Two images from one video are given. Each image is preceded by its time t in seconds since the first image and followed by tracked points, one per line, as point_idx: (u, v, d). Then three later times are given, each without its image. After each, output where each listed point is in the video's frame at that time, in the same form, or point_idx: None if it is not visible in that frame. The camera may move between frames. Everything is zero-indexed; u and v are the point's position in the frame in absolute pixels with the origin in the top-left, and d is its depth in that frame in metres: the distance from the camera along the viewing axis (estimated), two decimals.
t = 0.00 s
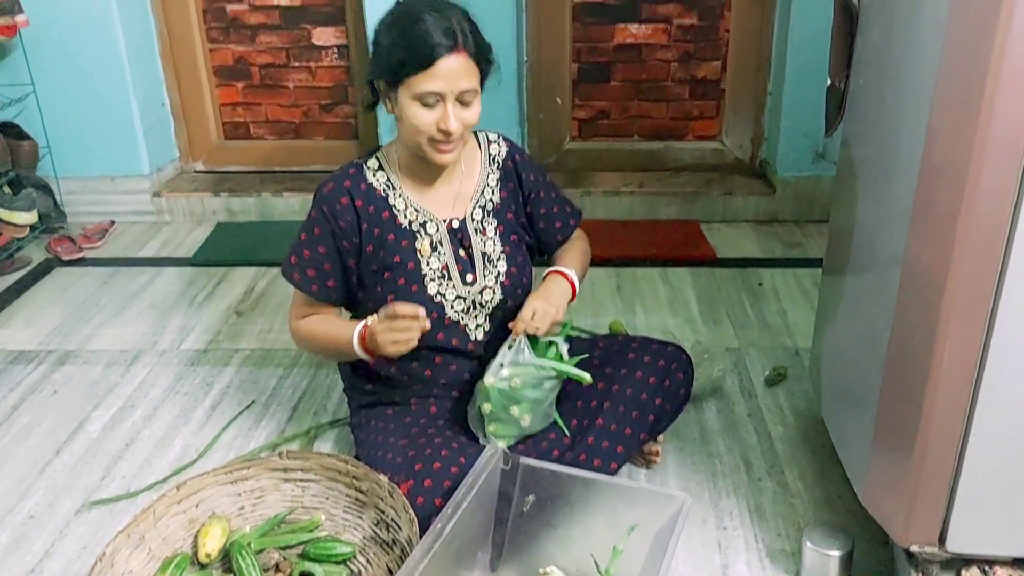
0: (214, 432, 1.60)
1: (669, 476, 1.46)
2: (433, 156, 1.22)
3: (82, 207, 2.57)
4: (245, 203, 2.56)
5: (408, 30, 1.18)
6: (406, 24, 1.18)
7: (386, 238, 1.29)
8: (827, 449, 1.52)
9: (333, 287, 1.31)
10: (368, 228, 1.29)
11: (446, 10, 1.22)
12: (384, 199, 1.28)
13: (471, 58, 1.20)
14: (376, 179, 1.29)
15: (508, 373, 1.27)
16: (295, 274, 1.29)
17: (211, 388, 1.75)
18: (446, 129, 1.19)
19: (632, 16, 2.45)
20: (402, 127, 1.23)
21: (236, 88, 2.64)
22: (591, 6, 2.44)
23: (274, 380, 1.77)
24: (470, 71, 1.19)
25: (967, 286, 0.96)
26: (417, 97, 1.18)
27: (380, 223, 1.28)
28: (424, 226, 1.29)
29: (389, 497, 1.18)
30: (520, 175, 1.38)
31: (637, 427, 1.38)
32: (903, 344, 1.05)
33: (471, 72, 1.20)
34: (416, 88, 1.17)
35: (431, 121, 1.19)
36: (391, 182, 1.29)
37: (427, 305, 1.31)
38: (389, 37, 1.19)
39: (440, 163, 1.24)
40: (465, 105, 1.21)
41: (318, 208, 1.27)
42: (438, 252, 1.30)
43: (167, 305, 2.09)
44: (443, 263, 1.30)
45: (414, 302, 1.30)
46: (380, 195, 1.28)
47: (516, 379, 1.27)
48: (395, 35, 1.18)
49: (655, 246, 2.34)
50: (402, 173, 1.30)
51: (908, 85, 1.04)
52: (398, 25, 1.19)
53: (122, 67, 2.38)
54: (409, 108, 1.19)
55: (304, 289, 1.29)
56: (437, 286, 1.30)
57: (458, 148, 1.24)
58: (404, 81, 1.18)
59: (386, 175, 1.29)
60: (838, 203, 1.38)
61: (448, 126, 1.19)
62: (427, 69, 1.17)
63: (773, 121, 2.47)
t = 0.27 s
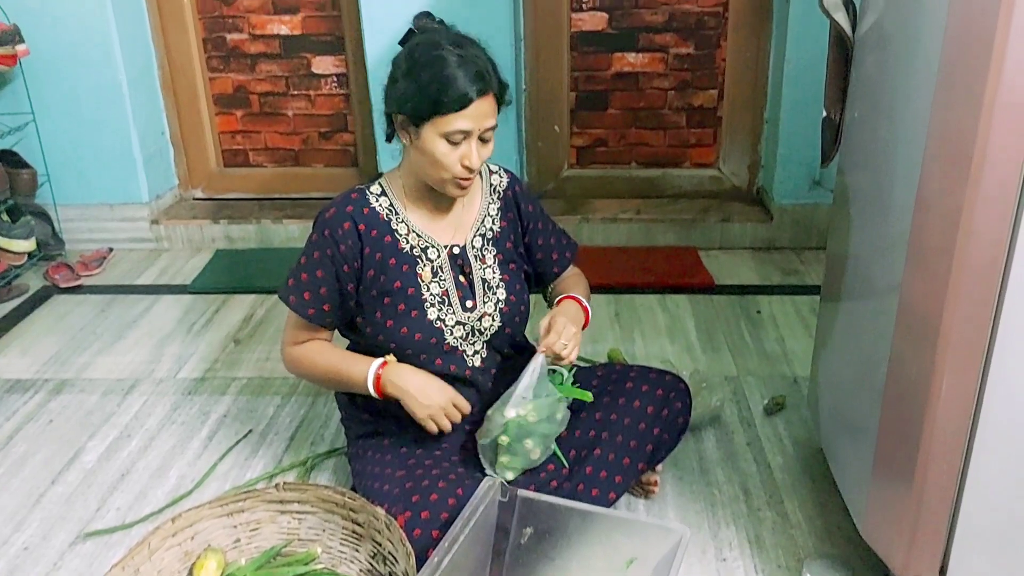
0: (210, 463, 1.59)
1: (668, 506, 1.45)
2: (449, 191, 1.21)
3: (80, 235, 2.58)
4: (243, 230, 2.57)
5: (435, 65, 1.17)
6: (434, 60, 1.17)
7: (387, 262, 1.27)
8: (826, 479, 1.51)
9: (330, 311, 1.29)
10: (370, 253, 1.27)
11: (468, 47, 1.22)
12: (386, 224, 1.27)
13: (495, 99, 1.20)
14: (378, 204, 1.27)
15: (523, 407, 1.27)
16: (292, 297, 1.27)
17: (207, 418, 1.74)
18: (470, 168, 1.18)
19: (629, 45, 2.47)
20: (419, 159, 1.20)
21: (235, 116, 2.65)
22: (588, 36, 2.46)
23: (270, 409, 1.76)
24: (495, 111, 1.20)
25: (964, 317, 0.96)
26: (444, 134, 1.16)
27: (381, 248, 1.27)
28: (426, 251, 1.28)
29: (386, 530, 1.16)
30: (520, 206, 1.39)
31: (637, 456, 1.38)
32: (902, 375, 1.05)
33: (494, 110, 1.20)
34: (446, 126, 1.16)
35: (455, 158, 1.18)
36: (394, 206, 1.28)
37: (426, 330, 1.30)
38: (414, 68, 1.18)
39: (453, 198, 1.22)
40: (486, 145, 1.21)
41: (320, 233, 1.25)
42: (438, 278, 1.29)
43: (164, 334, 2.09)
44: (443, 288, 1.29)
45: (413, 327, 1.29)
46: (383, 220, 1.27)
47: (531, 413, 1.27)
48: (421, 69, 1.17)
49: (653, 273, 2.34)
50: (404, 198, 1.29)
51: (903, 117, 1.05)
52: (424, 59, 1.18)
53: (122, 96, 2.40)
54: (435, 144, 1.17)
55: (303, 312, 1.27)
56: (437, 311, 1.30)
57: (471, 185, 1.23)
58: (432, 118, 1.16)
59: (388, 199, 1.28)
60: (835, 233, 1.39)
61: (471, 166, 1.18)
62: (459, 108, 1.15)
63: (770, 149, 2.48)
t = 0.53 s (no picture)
0: (208, 471, 1.59)
1: (667, 515, 1.44)
2: (453, 199, 1.22)
3: (79, 243, 2.58)
4: (242, 239, 2.57)
5: (437, 79, 1.15)
6: (436, 73, 1.16)
7: (390, 267, 1.27)
8: (826, 488, 1.51)
9: (337, 316, 1.28)
10: (374, 257, 1.27)
11: (469, 55, 1.19)
12: (389, 229, 1.27)
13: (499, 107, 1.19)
14: (382, 209, 1.28)
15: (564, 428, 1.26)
16: (299, 302, 1.26)
17: (205, 426, 1.74)
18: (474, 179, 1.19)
19: (628, 54, 2.48)
20: (423, 168, 1.21)
21: (235, 124, 2.65)
22: (588, 45, 2.47)
23: (269, 417, 1.76)
24: (498, 121, 1.19)
25: (964, 325, 0.96)
26: (449, 148, 1.17)
27: (384, 252, 1.27)
28: (427, 256, 1.28)
29: (385, 539, 1.15)
30: (521, 213, 1.40)
31: (636, 466, 1.38)
32: (901, 385, 1.05)
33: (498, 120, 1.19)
34: (451, 139, 1.16)
35: (460, 170, 1.18)
36: (396, 212, 1.28)
37: (428, 336, 1.29)
38: (417, 81, 1.17)
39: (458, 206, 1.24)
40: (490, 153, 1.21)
41: (324, 237, 1.26)
42: (440, 283, 1.29)
43: (163, 342, 2.08)
44: (444, 294, 1.29)
45: (415, 332, 1.29)
46: (386, 226, 1.27)
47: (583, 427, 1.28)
48: (424, 82, 1.16)
49: (652, 282, 2.34)
50: (407, 205, 1.29)
51: (901, 126, 1.05)
52: (425, 71, 1.16)
53: (122, 104, 2.40)
54: (440, 157, 1.18)
55: (308, 318, 1.27)
56: (438, 317, 1.29)
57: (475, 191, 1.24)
58: (436, 132, 1.16)
59: (391, 206, 1.28)
60: (834, 242, 1.39)
61: (476, 176, 1.19)
62: (464, 123, 1.15)
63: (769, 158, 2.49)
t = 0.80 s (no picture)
0: (209, 475, 1.59)
1: (668, 520, 1.44)
2: (450, 194, 1.21)
3: (81, 247, 2.58)
4: (244, 243, 2.57)
5: (423, 70, 1.17)
6: (422, 65, 1.17)
7: (392, 274, 1.27)
8: (826, 494, 1.50)
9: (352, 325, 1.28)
10: (378, 264, 1.27)
11: (457, 49, 1.21)
12: (391, 236, 1.27)
13: (487, 97, 1.20)
14: (383, 217, 1.27)
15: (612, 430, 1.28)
16: (313, 314, 1.25)
17: (206, 430, 1.74)
18: (466, 168, 1.18)
19: (629, 59, 2.49)
20: (419, 168, 1.22)
21: (237, 129, 2.66)
22: (589, 50, 2.47)
23: (269, 421, 1.76)
24: (488, 110, 1.20)
25: (965, 331, 0.96)
26: (438, 137, 1.17)
27: (387, 259, 1.27)
28: (429, 264, 1.28)
29: (385, 543, 1.15)
30: (522, 220, 1.39)
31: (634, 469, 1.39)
32: (901, 390, 1.04)
33: (487, 110, 1.20)
34: (436, 129, 1.17)
35: (451, 161, 1.18)
36: (398, 219, 1.28)
37: (430, 343, 1.30)
38: (405, 76, 1.19)
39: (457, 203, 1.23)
40: (482, 143, 1.20)
41: (329, 244, 1.25)
42: (441, 291, 1.29)
43: (164, 346, 2.09)
44: (446, 302, 1.29)
45: (417, 340, 1.29)
46: (388, 233, 1.27)
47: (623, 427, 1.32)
48: (412, 74, 1.18)
49: (652, 287, 2.34)
50: (409, 211, 1.29)
51: (902, 131, 1.05)
52: (413, 65, 1.18)
53: (124, 108, 2.41)
54: (431, 148, 1.18)
55: (314, 325, 1.26)
56: (440, 325, 1.30)
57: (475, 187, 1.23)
58: (424, 121, 1.17)
59: (393, 213, 1.28)
60: (835, 247, 1.39)
61: (468, 165, 1.18)
62: (446, 110, 1.16)
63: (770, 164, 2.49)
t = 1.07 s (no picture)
0: (207, 478, 1.59)
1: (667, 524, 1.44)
2: (441, 183, 1.20)
3: (80, 250, 2.58)
4: (243, 246, 2.57)
5: (403, 61, 1.20)
6: (402, 56, 1.21)
7: (394, 280, 1.27)
8: (826, 498, 1.50)
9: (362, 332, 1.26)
10: (381, 271, 1.26)
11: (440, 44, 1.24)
12: (393, 241, 1.27)
13: (468, 86, 1.22)
14: (385, 222, 1.27)
15: (622, 453, 1.24)
16: (323, 322, 1.24)
17: (204, 433, 1.73)
18: (450, 150, 1.18)
19: (629, 62, 2.49)
20: (408, 164, 1.23)
21: (236, 131, 2.66)
22: (588, 53, 2.47)
23: (268, 424, 1.76)
24: (468, 95, 1.20)
25: (965, 333, 0.96)
26: (418, 124, 1.19)
27: (390, 265, 1.26)
28: (431, 271, 1.28)
29: (382, 547, 1.15)
30: (524, 228, 1.38)
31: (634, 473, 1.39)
32: (900, 393, 1.04)
33: (468, 95, 1.21)
34: (415, 116, 1.19)
35: (434, 146, 1.19)
36: (400, 225, 1.28)
37: (430, 350, 1.29)
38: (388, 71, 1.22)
39: (449, 194, 1.21)
40: (467, 130, 1.21)
41: (334, 249, 1.24)
42: (443, 298, 1.29)
43: (163, 349, 2.08)
44: (447, 309, 1.29)
45: (418, 347, 1.29)
46: (389, 238, 1.27)
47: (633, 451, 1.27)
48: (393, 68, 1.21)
49: (651, 290, 2.34)
50: (410, 216, 1.29)
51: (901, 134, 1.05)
52: (395, 59, 1.21)
53: (123, 111, 2.41)
54: (413, 137, 1.20)
55: (320, 331, 1.24)
56: (441, 332, 1.29)
57: (467, 176, 1.21)
58: (404, 109, 1.19)
59: (395, 218, 1.28)
60: (834, 250, 1.38)
61: (451, 147, 1.18)
62: (423, 95, 1.18)
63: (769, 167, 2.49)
